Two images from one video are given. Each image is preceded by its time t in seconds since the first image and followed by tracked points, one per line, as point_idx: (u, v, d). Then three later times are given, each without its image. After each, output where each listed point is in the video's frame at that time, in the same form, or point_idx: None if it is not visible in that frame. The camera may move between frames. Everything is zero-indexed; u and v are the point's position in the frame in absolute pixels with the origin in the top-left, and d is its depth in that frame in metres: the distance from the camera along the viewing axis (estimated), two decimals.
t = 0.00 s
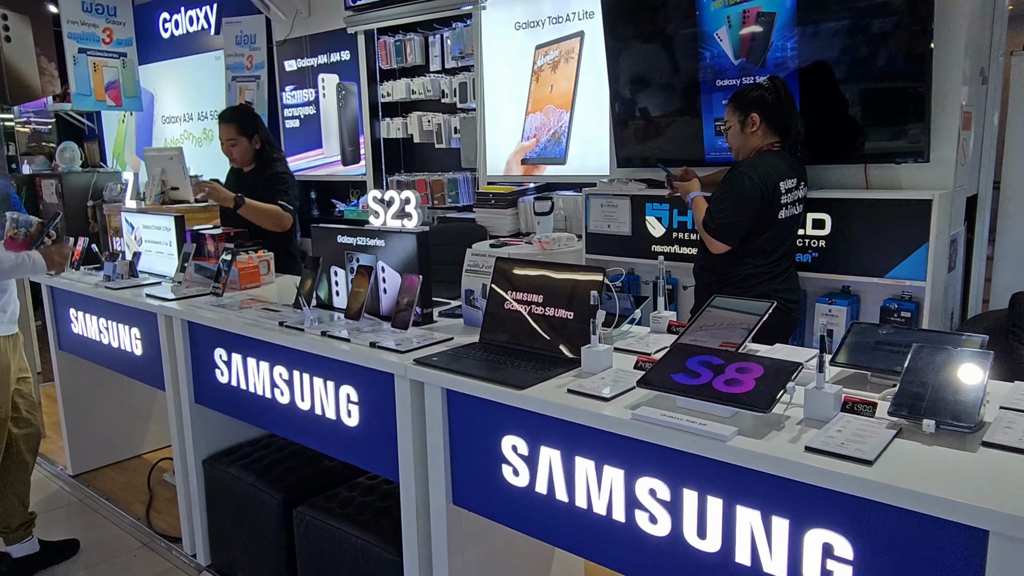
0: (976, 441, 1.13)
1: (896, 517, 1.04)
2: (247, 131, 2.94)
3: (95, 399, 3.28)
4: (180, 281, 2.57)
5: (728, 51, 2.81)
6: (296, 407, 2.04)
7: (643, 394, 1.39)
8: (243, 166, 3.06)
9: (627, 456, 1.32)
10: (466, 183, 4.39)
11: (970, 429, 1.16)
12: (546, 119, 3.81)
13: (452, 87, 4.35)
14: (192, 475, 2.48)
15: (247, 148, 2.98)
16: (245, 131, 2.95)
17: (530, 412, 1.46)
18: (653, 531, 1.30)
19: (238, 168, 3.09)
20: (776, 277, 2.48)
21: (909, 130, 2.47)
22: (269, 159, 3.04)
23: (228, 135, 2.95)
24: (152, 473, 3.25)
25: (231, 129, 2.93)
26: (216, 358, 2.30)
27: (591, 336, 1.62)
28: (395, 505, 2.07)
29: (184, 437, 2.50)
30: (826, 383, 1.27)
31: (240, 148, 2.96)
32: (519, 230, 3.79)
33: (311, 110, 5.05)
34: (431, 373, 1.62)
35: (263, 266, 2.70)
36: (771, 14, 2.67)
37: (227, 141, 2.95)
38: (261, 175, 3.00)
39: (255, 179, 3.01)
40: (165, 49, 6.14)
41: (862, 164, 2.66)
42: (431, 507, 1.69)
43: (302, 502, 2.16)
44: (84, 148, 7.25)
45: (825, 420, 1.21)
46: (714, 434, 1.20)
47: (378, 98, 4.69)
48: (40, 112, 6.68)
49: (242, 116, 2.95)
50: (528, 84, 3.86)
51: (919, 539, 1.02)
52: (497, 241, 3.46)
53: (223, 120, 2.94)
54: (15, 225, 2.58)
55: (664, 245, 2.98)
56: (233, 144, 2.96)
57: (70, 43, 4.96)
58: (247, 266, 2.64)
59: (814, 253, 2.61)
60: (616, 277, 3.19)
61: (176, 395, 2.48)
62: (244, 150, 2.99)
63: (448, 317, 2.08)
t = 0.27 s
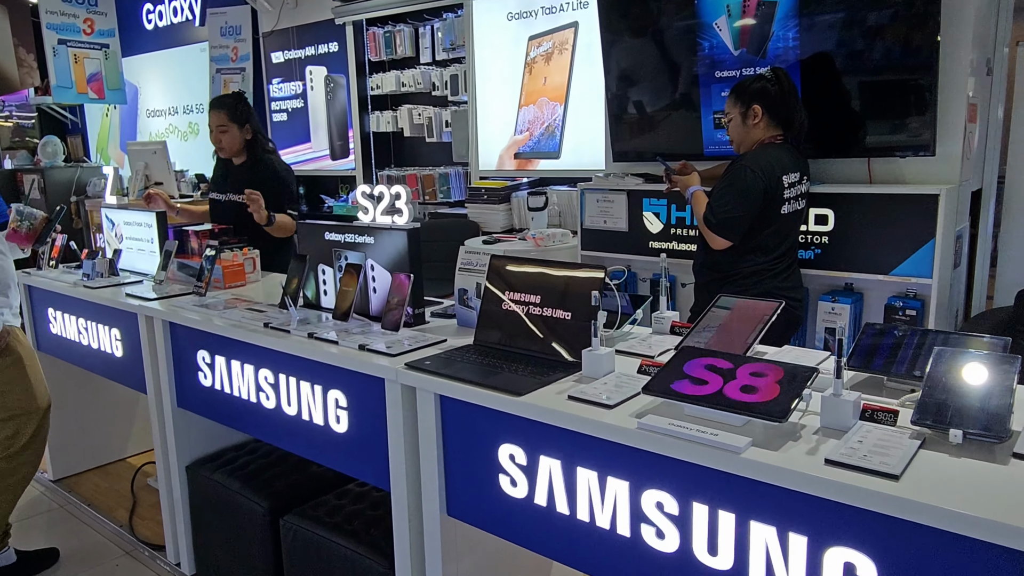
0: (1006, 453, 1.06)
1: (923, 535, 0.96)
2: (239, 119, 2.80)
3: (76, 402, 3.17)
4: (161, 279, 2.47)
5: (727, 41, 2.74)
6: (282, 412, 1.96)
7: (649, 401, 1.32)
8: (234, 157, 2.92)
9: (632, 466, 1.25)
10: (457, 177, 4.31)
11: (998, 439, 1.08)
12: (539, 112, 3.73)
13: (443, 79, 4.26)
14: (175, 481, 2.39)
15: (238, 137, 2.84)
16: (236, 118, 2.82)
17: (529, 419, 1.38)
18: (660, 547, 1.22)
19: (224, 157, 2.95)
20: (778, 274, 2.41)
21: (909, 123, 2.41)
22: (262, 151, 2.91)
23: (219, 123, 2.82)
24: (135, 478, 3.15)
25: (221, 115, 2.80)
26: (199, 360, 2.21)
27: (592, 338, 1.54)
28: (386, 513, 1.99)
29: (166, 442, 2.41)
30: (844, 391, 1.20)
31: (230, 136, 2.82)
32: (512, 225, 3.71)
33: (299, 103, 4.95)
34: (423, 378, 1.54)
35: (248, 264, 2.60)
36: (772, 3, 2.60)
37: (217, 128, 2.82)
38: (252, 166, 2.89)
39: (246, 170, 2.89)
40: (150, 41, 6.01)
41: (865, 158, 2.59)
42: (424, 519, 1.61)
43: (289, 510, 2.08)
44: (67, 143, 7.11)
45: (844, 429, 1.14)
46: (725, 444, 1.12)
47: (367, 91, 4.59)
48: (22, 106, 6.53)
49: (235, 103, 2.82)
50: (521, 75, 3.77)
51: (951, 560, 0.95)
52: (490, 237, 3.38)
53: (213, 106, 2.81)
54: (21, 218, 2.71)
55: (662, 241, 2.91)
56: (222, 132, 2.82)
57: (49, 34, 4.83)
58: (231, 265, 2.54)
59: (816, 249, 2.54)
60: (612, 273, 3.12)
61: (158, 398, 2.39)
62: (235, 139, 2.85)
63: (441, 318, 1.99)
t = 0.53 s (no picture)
0: None
1: (965, 558, 0.90)
2: (243, 111, 2.64)
3: (64, 406, 3.08)
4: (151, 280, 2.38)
5: (732, 35, 2.69)
6: (276, 419, 1.88)
7: (666, 410, 1.25)
8: (235, 152, 2.75)
9: (648, 480, 1.18)
10: (454, 174, 4.24)
11: None
12: (538, 107, 3.66)
13: (439, 74, 4.19)
14: (167, 489, 2.31)
15: (241, 130, 2.68)
16: (240, 110, 2.66)
17: (538, 430, 1.31)
18: (678, 566, 1.16)
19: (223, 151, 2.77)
20: (786, 273, 2.35)
21: (914, 119, 2.37)
22: (265, 145, 2.75)
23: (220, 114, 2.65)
24: (126, 483, 3.07)
25: (223, 106, 2.63)
26: (190, 364, 2.13)
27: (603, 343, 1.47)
28: (384, 523, 1.92)
29: (156, 448, 2.33)
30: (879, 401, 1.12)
31: (233, 128, 2.65)
32: (511, 223, 3.65)
33: (292, 99, 4.87)
34: (425, 385, 1.47)
35: (240, 265, 2.53)
36: None
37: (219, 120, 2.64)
38: (259, 160, 2.74)
39: (252, 165, 2.73)
40: (139, 35, 5.91)
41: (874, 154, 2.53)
42: (426, 532, 1.54)
43: (284, 520, 2.00)
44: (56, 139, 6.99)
45: (877, 442, 1.07)
46: (751, 459, 1.05)
47: (361, 86, 4.51)
48: (10, 102, 6.41)
49: (237, 94, 2.66)
50: (518, 70, 3.70)
51: None
52: (489, 235, 3.31)
53: (214, 98, 2.64)
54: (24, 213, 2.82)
55: (666, 240, 2.84)
56: (224, 124, 2.65)
57: (35, 27, 4.73)
58: (222, 266, 2.47)
59: (825, 248, 2.48)
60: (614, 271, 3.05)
61: (147, 403, 2.31)
62: (237, 132, 2.68)
63: (442, 321, 1.92)
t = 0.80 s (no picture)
0: None
1: None
2: (249, 109, 2.50)
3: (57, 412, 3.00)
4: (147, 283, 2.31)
5: (745, 30, 2.64)
6: (280, 428, 1.81)
7: (699, 424, 1.18)
8: (244, 153, 2.60)
9: (682, 499, 1.11)
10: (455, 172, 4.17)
11: None
12: (541, 104, 3.58)
13: (439, 70, 4.10)
14: (165, 499, 2.23)
15: (248, 129, 2.53)
16: (245, 107, 2.51)
17: (562, 444, 1.24)
18: None
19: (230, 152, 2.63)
20: (803, 275, 2.28)
21: (925, 116, 2.33)
22: (275, 143, 2.60)
23: (225, 113, 2.50)
24: (121, 490, 2.98)
25: (228, 105, 2.49)
26: (189, 370, 2.05)
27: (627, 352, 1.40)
28: (393, 536, 1.85)
29: (153, 457, 2.25)
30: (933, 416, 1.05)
31: (240, 128, 2.51)
32: (514, 222, 3.58)
33: (289, 96, 4.78)
34: (440, 395, 1.40)
35: (239, 267, 2.44)
36: None
37: (225, 120, 2.50)
38: (270, 159, 2.60)
39: (264, 165, 2.59)
40: (131, 30, 5.81)
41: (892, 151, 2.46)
42: (440, 550, 1.47)
43: (287, 533, 1.93)
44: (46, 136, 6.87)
45: (930, 460, 1.01)
46: (798, 479, 0.98)
47: (359, 83, 4.43)
48: None
49: (241, 91, 2.51)
50: (521, 66, 3.62)
51: None
52: (493, 235, 3.24)
53: (216, 97, 2.50)
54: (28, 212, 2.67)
55: (675, 240, 2.78)
56: (231, 124, 2.50)
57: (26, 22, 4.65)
58: (222, 269, 2.39)
59: (842, 248, 2.42)
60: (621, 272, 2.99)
61: (144, 410, 2.22)
62: (244, 131, 2.53)
63: (452, 326, 1.86)
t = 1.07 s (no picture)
0: None
1: None
2: (251, 110, 2.42)
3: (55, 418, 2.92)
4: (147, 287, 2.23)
5: (762, 26, 2.59)
6: (288, 440, 1.74)
7: (741, 442, 1.12)
8: (246, 156, 2.52)
9: (724, 523, 1.04)
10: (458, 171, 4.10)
11: None
12: (548, 102, 3.51)
13: (442, 69, 4.02)
14: (166, 511, 2.15)
15: (250, 130, 2.45)
16: (246, 108, 2.43)
17: (594, 462, 1.17)
18: None
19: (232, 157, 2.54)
20: (824, 278, 2.22)
21: (941, 114, 2.30)
22: (279, 145, 2.52)
23: (226, 115, 2.42)
24: (118, 499, 2.90)
25: (229, 106, 2.41)
26: (191, 380, 1.98)
27: (658, 363, 1.33)
28: (405, 552, 1.78)
29: (154, 468, 2.17)
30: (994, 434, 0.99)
31: (242, 130, 2.43)
32: (519, 223, 3.51)
33: (288, 94, 4.71)
34: (460, 409, 1.33)
35: (242, 270, 2.37)
36: None
37: (226, 122, 2.42)
38: (273, 162, 2.52)
39: (269, 169, 2.52)
40: (126, 28, 5.72)
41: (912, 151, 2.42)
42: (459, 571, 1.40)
43: (294, 548, 1.85)
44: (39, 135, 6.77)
45: (995, 483, 0.95)
46: (856, 504, 0.92)
47: (360, 81, 4.35)
48: None
49: (242, 92, 2.44)
50: (527, 64, 3.55)
51: None
52: (499, 236, 3.18)
53: (217, 98, 2.42)
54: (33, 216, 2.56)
55: (688, 241, 2.71)
56: (232, 126, 2.42)
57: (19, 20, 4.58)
58: (224, 272, 2.31)
59: (862, 250, 2.37)
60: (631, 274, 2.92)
61: (144, 419, 2.15)
62: (246, 133, 2.45)
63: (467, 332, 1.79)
